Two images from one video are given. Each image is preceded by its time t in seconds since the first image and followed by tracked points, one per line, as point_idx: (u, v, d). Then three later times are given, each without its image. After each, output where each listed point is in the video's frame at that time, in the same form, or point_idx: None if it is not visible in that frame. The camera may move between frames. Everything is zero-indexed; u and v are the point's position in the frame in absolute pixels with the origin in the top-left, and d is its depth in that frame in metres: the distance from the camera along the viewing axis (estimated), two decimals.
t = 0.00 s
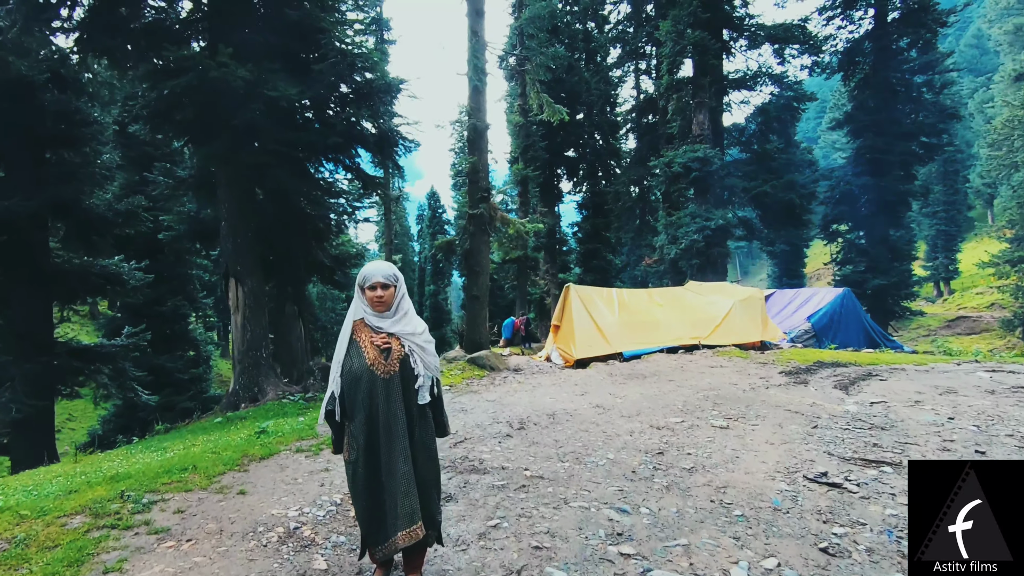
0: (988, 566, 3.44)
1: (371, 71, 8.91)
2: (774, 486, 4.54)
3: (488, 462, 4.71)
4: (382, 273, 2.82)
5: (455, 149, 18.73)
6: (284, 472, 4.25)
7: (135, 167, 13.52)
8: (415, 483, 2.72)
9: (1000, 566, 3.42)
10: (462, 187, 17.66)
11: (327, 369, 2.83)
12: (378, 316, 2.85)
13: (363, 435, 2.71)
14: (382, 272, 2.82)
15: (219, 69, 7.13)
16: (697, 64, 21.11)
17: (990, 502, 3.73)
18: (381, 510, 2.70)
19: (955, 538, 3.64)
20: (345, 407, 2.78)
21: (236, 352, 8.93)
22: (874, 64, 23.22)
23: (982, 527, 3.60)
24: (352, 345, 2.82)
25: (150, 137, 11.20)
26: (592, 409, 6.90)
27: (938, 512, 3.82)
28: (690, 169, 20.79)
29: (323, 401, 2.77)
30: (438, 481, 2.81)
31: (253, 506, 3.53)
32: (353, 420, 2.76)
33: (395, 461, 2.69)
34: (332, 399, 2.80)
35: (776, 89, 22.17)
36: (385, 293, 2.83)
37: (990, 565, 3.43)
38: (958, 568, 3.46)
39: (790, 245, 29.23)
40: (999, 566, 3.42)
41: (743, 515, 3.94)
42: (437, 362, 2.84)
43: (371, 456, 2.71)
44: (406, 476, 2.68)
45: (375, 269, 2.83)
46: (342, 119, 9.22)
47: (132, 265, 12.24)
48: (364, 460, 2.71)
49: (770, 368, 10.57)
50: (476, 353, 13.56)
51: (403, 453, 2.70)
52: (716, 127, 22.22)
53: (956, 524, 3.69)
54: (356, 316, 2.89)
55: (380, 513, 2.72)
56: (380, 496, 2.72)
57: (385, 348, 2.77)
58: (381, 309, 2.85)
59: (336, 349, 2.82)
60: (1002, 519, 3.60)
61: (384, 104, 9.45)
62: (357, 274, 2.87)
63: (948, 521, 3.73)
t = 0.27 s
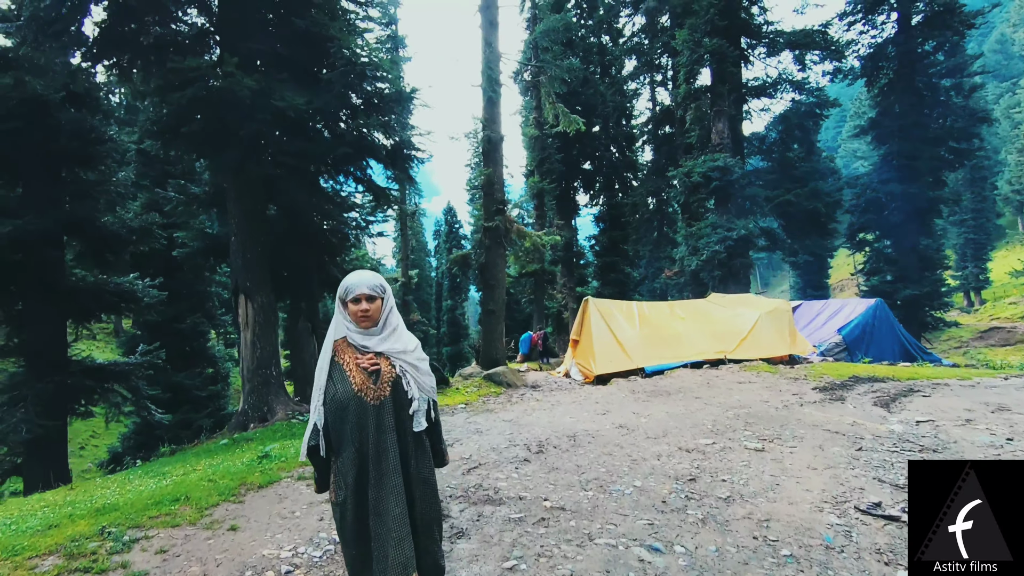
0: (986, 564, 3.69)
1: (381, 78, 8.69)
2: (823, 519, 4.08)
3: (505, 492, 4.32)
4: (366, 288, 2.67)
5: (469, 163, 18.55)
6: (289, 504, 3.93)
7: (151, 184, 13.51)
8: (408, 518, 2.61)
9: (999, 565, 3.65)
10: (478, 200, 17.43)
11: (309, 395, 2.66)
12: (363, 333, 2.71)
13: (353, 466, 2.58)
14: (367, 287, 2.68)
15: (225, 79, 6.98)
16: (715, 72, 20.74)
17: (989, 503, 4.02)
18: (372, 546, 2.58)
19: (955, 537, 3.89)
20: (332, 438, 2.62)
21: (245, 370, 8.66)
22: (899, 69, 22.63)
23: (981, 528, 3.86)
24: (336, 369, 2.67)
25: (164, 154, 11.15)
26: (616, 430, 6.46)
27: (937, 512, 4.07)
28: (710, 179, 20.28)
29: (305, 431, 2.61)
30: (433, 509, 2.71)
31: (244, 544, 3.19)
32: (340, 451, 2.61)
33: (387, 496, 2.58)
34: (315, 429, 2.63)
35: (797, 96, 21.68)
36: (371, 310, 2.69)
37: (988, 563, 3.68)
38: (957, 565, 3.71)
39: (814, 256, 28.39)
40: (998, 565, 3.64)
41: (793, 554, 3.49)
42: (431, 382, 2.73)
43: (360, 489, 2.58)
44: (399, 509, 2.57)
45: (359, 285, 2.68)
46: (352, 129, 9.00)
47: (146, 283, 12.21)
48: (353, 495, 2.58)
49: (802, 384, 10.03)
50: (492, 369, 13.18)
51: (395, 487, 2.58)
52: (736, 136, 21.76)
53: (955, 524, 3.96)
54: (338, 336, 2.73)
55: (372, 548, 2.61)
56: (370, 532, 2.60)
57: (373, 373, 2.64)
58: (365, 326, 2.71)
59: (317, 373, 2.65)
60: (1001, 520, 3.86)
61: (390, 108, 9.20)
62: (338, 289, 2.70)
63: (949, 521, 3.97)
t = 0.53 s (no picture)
0: (988, 565, 3.60)
1: (386, 73, 8.49)
2: (865, 545, 3.69)
3: (513, 511, 3.98)
4: (348, 290, 2.45)
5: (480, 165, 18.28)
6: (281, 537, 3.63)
7: (160, 188, 13.42)
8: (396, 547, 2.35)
9: (999, 565, 3.57)
10: (489, 203, 17.15)
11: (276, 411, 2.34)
12: (343, 339, 2.49)
13: (332, 491, 2.33)
14: (348, 289, 2.46)
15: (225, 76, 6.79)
16: (732, 70, 20.27)
17: (990, 502, 3.86)
18: None
19: (955, 537, 3.80)
20: (309, 460, 2.33)
21: (249, 377, 8.42)
22: (923, 65, 21.96)
23: (983, 528, 3.75)
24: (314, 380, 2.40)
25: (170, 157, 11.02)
26: (633, 441, 6.09)
27: (935, 511, 3.96)
28: (727, 179, 19.75)
29: (273, 455, 2.28)
30: (419, 531, 2.52)
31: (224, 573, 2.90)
32: (319, 474, 2.33)
33: (373, 524, 2.32)
34: (287, 451, 2.31)
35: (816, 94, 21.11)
36: (353, 314, 2.48)
37: (990, 564, 3.59)
38: (958, 566, 3.62)
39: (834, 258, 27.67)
40: (999, 566, 3.56)
41: None
42: (418, 394, 2.57)
43: (341, 514, 2.33)
44: (385, 538, 2.31)
45: (339, 286, 2.45)
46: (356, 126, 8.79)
47: (154, 288, 12.11)
48: (334, 525, 2.32)
49: (828, 391, 9.56)
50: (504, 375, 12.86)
51: (385, 513, 2.33)
52: (754, 135, 21.24)
53: (955, 524, 3.85)
54: (315, 343, 2.48)
55: None
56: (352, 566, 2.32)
57: (358, 384, 2.41)
58: (345, 331, 2.50)
59: (288, 387, 2.36)
60: (1002, 520, 3.74)
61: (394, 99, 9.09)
62: (313, 291, 2.45)
63: (948, 521, 3.87)
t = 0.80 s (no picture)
0: (988, 565, 3.48)
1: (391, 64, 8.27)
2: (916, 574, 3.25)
3: (521, 532, 3.59)
4: (321, 281, 2.12)
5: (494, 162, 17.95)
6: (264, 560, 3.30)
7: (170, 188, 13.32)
8: None
9: (1000, 566, 3.45)
10: (503, 201, 16.77)
11: (233, 422, 1.94)
12: (317, 338, 2.16)
13: (302, 516, 1.98)
14: (322, 279, 2.12)
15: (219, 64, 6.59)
16: (752, 64, 19.68)
17: (991, 503, 3.73)
18: None
19: (956, 539, 3.67)
20: (274, 481, 1.96)
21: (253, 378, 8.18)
22: (954, 56, 21.10)
23: (984, 528, 3.63)
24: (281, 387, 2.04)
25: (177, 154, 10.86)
26: (652, 451, 5.67)
27: (935, 511, 3.83)
28: (748, 176, 19.11)
29: (229, 475, 1.89)
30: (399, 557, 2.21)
31: None
32: (286, 496, 1.97)
33: (348, 554, 1.98)
34: (244, 471, 1.91)
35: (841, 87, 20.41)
36: (328, 309, 2.14)
37: (991, 565, 3.47)
38: (957, 567, 3.51)
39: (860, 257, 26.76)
40: (1000, 566, 3.45)
41: None
42: (400, 402, 2.25)
43: (312, 543, 1.99)
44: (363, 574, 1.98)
45: (311, 276, 2.11)
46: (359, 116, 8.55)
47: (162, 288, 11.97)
48: (303, 555, 1.97)
49: (859, 395, 9.01)
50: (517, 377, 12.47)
51: (363, 541, 2.00)
52: (775, 130, 20.60)
53: (956, 525, 3.72)
54: (282, 343, 2.13)
55: None
56: None
57: (334, 391, 2.07)
58: (318, 329, 2.17)
59: (249, 394, 1.99)
60: (1003, 520, 3.62)
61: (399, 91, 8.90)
62: (281, 282, 2.11)
63: (947, 521, 3.74)
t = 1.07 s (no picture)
0: (989, 565, 3.56)
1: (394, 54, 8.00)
2: None
3: (526, 558, 3.22)
4: (284, 284, 1.74)
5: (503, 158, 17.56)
6: None
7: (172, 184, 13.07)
8: None
9: (1000, 566, 3.53)
10: (510, 196, 16.36)
11: (171, 449, 1.60)
12: (278, 351, 1.79)
13: (247, 570, 1.61)
14: (285, 282, 1.75)
15: (208, 47, 6.34)
16: (767, 54, 19.11)
17: (989, 501, 3.84)
18: None
19: (955, 538, 3.75)
20: (215, 522, 1.61)
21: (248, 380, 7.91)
22: (978, 44, 20.41)
23: (982, 527, 3.72)
24: (233, 407, 1.69)
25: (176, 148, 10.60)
26: (669, 460, 5.29)
27: (936, 511, 3.94)
28: (764, 169, 18.55)
29: (163, 515, 1.55)
30: None
31: None
32: (229, 542, 1.61)
33: None
34: (180, 507, 1.57)
35: (860, 78, 19.79)
36: (292, 318, 1.77)
37: (990, 564, 3.56)
38: (957, 566, 3.61)
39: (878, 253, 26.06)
40: (1000, 566, 3.52)
41: None
42: (371, 427, 1.91)
43: None
44: None
45: (273, 278, 1.74)
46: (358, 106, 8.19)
47: (161, 287, 11.72)
48: None
49: (885, 399, 8.55)
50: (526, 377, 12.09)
51: None
52: (791, 123, 20.02)
53: (956, 524, 3.80)
54: (231, 354, 1.76)
55: None
56: None
57: (295, 417, 1.70)
58: (278, 340, 1.79)
59: (190, 416, 1.63)
60: (1001, 519, 3.70)
61: (400, 83, 8.73)
62: (234, 281, 1.75)
63: (948, 521, 3.83)
